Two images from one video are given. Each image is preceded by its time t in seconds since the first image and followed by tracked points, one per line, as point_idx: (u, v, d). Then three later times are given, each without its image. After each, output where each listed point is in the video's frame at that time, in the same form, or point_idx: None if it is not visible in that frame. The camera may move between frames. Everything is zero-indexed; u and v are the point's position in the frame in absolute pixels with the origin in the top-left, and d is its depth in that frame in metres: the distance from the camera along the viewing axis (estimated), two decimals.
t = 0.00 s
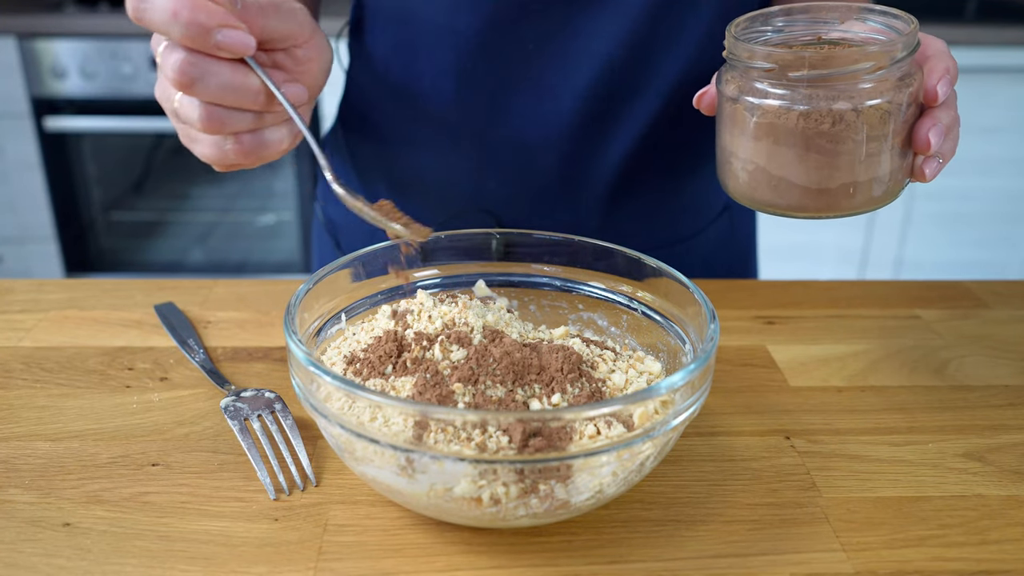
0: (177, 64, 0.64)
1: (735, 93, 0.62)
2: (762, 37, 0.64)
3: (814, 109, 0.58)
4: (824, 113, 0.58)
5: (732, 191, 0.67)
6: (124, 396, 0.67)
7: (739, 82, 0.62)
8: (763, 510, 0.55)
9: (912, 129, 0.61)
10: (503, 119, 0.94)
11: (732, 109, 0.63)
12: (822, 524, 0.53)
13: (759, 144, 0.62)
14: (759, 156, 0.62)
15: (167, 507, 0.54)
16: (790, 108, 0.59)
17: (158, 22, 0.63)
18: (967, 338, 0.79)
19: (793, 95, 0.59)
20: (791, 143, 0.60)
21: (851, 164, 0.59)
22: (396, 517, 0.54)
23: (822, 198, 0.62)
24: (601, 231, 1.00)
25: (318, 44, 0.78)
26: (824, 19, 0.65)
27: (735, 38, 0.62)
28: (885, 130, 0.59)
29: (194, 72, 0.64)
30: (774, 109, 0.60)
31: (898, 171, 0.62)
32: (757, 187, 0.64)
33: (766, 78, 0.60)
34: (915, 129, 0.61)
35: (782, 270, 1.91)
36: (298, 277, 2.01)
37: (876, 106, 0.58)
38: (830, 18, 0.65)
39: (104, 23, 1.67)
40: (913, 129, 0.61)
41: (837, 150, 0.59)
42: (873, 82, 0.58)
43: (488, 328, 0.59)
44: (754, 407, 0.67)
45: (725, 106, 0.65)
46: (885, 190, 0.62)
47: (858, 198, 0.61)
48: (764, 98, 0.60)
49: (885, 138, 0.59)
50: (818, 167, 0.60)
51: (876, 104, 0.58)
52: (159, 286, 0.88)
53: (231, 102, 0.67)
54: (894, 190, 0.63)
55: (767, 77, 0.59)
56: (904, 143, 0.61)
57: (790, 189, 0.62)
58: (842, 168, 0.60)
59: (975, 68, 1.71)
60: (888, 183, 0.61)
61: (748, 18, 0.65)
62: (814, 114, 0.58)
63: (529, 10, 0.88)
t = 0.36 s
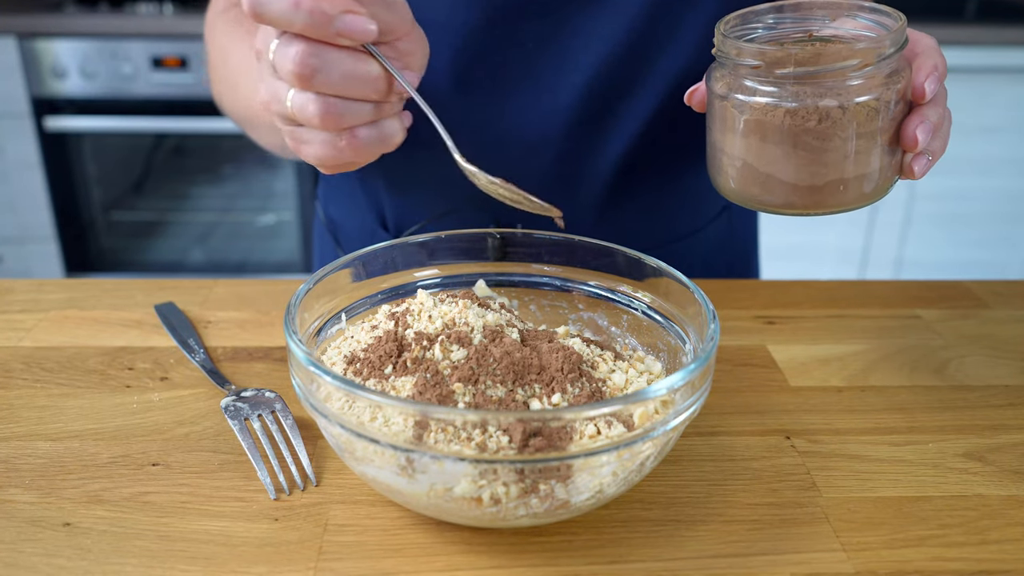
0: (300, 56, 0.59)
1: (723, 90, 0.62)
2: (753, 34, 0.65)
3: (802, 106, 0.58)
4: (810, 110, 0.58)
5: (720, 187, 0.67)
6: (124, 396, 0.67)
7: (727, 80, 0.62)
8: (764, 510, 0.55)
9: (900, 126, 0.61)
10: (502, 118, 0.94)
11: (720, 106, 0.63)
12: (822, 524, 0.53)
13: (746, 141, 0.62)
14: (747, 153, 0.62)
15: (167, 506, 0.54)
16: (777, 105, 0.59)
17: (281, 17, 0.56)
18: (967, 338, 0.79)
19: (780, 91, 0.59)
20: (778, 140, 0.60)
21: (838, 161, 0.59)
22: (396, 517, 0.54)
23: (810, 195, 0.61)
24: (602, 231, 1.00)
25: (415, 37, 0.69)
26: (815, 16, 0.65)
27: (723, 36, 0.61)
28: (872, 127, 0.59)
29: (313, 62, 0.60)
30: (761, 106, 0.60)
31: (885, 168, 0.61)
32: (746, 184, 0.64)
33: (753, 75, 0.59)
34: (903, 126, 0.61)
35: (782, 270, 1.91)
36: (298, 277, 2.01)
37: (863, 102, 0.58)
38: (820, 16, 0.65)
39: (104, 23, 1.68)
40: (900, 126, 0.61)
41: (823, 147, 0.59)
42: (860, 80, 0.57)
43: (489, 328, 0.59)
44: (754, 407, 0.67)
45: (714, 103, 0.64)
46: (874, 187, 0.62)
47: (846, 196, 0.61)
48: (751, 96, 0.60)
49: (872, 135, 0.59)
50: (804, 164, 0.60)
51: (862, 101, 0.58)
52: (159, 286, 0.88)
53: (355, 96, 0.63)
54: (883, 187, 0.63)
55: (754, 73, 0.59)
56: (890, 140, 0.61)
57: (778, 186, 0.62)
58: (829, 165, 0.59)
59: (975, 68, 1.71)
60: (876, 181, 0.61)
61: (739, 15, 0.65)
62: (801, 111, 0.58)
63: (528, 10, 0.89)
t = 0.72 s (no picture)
0: None
1: (682, 104, 0.62)
2: (712, 45, 0.65)
3: (757, 114, 0.58)
4: (762, 118, 0.58)
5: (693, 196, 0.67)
6: (124, 396, 0.67)
7: (686, 94, 0.61)
8: (764, 510, 0.55)
9: (859, 123, 0.61)
10: (501, 119, 0.93)
11: (680, 120, 0.63)
12: (822, 524, 0.53)
13: (707, 153, 0.62)
14: (710, 164, 0.62)
15: (167, 506, 0.54)
16: (731, 116, 0.59)
17: None
18: (967, 338, 0.79)
19: (733, 102, 0.58)
20: (736, 150, 0.60)
21: (797, 164, 0.59)
22: (396, 517, 0.54)
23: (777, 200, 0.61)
24: (602, 231, 1.00)
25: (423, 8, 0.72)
26: (774, 19, 0.65)
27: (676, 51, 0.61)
28: (828, 127, 0.58)
29: None
30: (716, 117, 0.59)
31: (848, 166, 0.61)
32: (715, 194, 0.64)
33: (707, 88, 0.59)
34: (862, 124, 0.61)
35: (783, 270, 1.91)
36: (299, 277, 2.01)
37: (818, 104, 0.57)
38: (780, 17, 0.65)
39: (104, 23, 1.68)
40: (860, 124, 0.61)
41: (780, 153, 0.59)
42: (811, 82, 0.57)
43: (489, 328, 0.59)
44: (754, 407, 0.67)
45: (675, 116, 0.64)
46: (841, 185, 0.61)
47: (813, 196, 0.61)
48: (708, 108, 0.60)
49: (831, 135, 0.59)
50: (764, 170, 0.60)
51: (816, 103, 0.57)
52: (159, 286, 0.88)
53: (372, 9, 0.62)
54: (851, 184, 0.62)
55: (708, 87, 0.59)
56: (850, 138, 0.60)
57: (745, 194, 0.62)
58: (789, 169, 0.59)
59: (976, 68, 1.71)
60: (841, 179, 0.61)
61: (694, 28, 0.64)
62: (754, 119, 0.58)
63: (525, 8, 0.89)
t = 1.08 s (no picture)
0: None
1: (649, 99, 0.62)
2: (676, 37, 0.65)
3: (721, 101, 0.57)
4: (727, 103, 0.57)
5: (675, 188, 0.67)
6: (124, 396, 0.67)
7: (652, 88, 0.61)
8: (764, 510, 0.55)
9: (828, 94, 0.60)
10: (500, 117, 0.94)
11: (649, 114, 0.63)
12: (823, 524, 0.53)
13: (678, 143, 0.61)
14: (683, 155, 0.62)
15: (167, 506, 0.54)
16: (696, 105, 0.58)
17: None
18: (967, 338, 0.79)
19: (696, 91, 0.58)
20: (705, 138, 0.59)
21: (768, 145, 0.59)
22: (396, 517, 0.54)
23: (752, 182, 0.61)
24: (602, 231, 1.00)
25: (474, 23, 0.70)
26: None
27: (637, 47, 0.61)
28: (795, 105, 0.58)
29: None
30: (682, 107, 0.59)
31: (819, 142, 0.61)
32: (694, 183, 0.63)
33: (670, 80, 0.59)
34: (829, 96, 0.60)
35: (783, 270, 1.91)
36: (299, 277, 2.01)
37: (781, 83, 0.57)
38: None
39: (104, 23, 1.68)
40: (826, 94, 0.60)
41: (749, 135, 0.58)
42: (771, 62, 0.57)
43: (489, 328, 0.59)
44: (754, 407, 0.67)
45: (644, 112, 0.64)
46: (816, 161, 0.61)
47: (788, 175, 0.61)
48: (673, 100, 0.59)
49: (798, 112, 0.58)
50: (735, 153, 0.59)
51: (778, 82, 0.57)
52: (159, 286, 0.88)
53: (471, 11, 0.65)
54: (826, 160, 0.62)
55: (672, 78, 0.59)
56: (818, 111, 0.60)
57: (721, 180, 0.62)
58: (760, 149, 0.59)
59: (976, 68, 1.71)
60: (815, 155, 0.61)
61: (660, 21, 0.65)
62: (719, 105, 0.57)
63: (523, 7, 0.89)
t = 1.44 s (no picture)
0: None
1: (630, 104, 0.62)
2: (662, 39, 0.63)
3: (701, 111, 0.57)
4: (706, 113, 0.57)
5: (657, 194, 0.67)
6: (124, 396, 0.67)
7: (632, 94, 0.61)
8: (764, 511, 0.55)
9: (808, 105, 0.61)
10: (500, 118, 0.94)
11: (631, 120, 0.63)
12: (822, 524, 0.53)
13: (659, 151, 0.62)
14: (664, 162, 0.62)
15: (167, 506, 0.54)
16: (675, 114, 0.58)
17: None
18: (967, 338, 0.79)
19: (675, 100, 0.58)
20: (685, 146, 0.60)
21: (746, 155, 0.59)
22: (395, 517, 0.54)
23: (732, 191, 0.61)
24: (602, 231, 1.00)
25: None
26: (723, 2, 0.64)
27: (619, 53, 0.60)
28: (773, 115, 0.58)
29: None
30: (662, 116, 0.59)
31: (800, 150, 0.61)
32: (675, 189, 0.64)
33: (649, 88, 0.59)
34: (808, 106, 0.60)
35: (784, 269, 1.91)
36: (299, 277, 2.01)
37: (760, 93, 0.57)
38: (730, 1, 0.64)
39: (104, 23, 1.68)
40: (806, 105, 0.60)
41: (728, 146, 0.58)
42: (752, 72, 0.56)
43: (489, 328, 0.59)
44: (754, 407, 0.67)
45: (626, 116, 0.64)
46: (795, 169, 0.61)
47: (769, 183, 0.61)
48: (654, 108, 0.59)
49: (777, 122, 0.58)
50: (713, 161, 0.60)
51: (758, 92, 0.56)
52: (159, 286, 0.88)
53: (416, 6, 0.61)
54: (804, 167, 0.62)
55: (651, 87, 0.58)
56: (797, 121, 0.60)
57: (701, 188, 0.62)
58: (739, 159, 0.59)
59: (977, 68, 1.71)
60: (795, 162, 0.61)
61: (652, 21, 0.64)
62: (698, 115, 0.57)
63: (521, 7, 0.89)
